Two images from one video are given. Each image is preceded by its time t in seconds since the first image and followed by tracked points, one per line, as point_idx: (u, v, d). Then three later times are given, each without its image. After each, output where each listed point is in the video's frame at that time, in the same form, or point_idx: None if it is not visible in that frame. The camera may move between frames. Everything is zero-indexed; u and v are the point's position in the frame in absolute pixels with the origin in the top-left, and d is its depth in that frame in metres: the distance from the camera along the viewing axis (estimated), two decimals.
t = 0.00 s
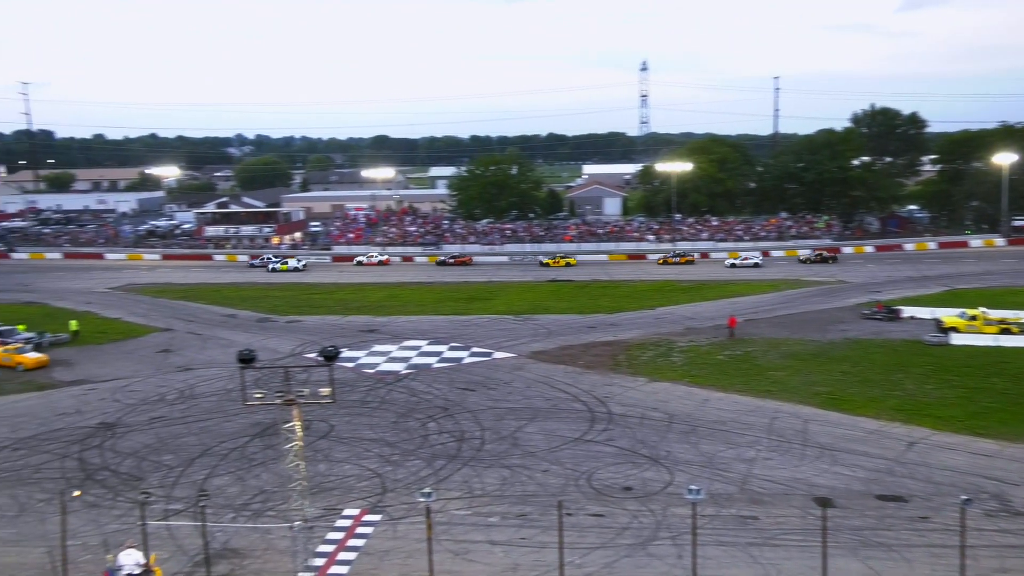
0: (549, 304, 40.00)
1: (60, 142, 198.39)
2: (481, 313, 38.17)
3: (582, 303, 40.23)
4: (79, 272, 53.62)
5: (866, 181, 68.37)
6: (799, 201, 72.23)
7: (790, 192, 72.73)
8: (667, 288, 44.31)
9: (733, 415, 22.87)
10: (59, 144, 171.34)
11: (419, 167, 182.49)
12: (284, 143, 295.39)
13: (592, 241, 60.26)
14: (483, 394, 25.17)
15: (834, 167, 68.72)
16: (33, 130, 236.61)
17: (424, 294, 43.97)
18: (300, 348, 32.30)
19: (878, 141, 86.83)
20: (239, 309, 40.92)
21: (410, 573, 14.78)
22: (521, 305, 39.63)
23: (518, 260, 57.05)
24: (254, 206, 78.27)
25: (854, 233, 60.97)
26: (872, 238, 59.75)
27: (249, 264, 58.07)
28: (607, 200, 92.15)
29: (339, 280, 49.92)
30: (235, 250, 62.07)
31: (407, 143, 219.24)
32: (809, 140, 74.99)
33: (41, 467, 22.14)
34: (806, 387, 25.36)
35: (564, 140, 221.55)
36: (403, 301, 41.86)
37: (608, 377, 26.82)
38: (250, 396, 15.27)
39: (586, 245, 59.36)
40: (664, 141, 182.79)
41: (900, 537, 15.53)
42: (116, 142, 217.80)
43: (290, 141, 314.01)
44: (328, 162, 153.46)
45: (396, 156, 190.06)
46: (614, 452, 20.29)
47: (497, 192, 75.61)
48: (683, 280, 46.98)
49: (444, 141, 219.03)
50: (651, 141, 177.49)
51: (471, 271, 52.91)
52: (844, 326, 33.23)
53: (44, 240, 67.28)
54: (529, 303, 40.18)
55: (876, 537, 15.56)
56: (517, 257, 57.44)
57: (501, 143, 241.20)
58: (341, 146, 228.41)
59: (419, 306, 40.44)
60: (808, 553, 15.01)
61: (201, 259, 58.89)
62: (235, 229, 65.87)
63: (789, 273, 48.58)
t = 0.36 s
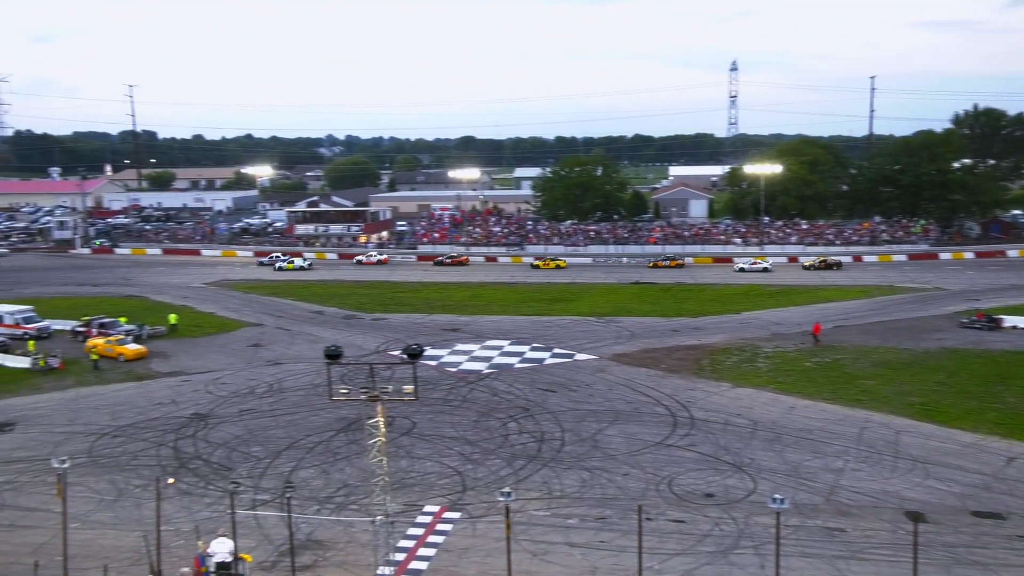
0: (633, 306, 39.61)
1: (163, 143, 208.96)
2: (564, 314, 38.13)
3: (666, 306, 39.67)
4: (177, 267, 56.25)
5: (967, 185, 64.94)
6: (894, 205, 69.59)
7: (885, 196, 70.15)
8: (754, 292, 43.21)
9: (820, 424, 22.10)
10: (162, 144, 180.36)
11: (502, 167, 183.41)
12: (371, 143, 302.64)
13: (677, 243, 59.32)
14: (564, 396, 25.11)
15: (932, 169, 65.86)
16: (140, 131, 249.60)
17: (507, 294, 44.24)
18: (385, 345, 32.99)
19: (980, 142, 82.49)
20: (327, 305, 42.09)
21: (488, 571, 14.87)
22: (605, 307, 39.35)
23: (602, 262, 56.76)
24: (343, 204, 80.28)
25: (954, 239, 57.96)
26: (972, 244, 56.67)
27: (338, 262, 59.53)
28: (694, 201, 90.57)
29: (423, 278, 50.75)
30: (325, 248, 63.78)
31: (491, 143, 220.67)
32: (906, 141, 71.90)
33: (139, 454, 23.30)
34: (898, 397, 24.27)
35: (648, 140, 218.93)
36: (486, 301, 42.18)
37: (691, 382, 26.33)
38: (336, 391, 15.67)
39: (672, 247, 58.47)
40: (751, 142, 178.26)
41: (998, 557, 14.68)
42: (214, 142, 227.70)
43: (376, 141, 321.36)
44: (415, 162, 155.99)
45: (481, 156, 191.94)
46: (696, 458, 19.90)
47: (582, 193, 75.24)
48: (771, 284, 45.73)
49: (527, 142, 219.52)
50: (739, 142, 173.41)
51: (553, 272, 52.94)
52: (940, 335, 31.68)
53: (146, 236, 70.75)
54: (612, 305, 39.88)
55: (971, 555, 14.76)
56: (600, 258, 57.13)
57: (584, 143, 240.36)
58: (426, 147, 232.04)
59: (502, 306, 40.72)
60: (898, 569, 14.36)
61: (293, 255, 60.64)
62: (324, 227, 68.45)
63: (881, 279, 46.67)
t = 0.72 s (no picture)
0: (701, 309, 39.06)
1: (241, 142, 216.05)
2: (632, 316, 37.85)
3: (735, 309, 38.96)
4: (251, 263, 58.07)
5: None
6: (977, 210, 67.94)
7: (968, 200, 68.63)
8: (827, 297, 42.06)
9: (894, 434, 21.38)
10: (240, 144, 186.40)
11: (570, 168, 182.76)
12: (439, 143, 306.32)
13: (747, 246, 58.17)
14: (630, 398, 24.94)
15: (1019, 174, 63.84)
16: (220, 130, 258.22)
17: (574, 295, 44.20)
18: (451, 344, 33.37)
19: None
20: (395, 303, 42.80)
21: (550, 572, 14.89)
22: (673, 310, 38.90)
23: (670, 264, 56.09)
24: (412, 203, 81.39)
25: None
26: None
27: (406, 260, 60.31)
28: (765, 203, 88.80)
29: (489, 278, 51.12)
30: (394, 247, 64.68)
31: (559, 144, 220.54)
32: (990, 142, 69.50)
33: (213, 445, 24.14)
34: (978, 408, 23.28)
35: (718, 142, 215.20)
36: (553, 301, 42.18)
37: (760, 387, 25.80)
38: (404, 388, 15.98)
39: (742, 250, 57.35)
40: (826, 144, 173.39)
41: None
42: (289, 142, 233.80)
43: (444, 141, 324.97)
44: (484, 162, 156.78)
45: (550, 156, 192.05)
46: (763, 464, 19.50)
47: (650, 194, 74.58)
48: (844, 289, 44.42)
49: (595, 142, 218.23)
50: (814, 143, 168.80)
51: (620, 273, 52.66)
52: None
53: (223, 233, 73.21)
54: (680, 308, 39.40)
55: None
56: (669, 260, 56.52)
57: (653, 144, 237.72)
58: (494, 147, 233.10)
59: (568, 306, 40.71)
60: None
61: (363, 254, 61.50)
62: (394, 226, 68.98)
63: (962, 286, 44.83)
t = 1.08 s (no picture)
0: (766, 312, 38.32)
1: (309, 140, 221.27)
2: (695, 317, 37.38)
3: (801, 312, 38.09)
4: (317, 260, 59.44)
5: None
6: None
7: None
8: (897, 301, 40.74)
9: (966, 444, 20.60)
10: (308, 142, 190.88)
11: (633, 167, 181.06)
12: (502, 142, 307.66)
13: (814, 248, 56.74)
14: (691, 401, 24.65)
15: None
16: (289, 129, 264.42)
17: (636, 295, 43.88)
18: (512, 343, 33.56)
19: None
20: (456, 301, 43.22)
21: (607, 573, 14.87)
22: (737, 312, 38.24)
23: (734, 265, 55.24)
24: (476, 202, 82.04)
25: None
26: None
27: (468, 259, 60.61)
28: (834, 205, 86.42)
29: (550, 277, 51.13)
30: (457, 245, 65.21)
31: (622, 144, 218.89)
32: None
33: (277, 437, 24.84)
34: None
35: (786, 142, 210.33)
36: (614, 302, 41.93)
37: (825, 393, 25.18)
38: (463, 386, 16.17)
39: (809, 253, 55.97)
40: (900, 145, 167.67)
41: None
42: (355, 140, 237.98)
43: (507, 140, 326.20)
44: (547, 161, 156.59)
45: (613, 156, 190.79)
46: (827, 471, 19.07)
47: (715, 194, 73.48)
48: (916, 294, 42.96)
49: (659, 142, 215.68)
50: (887, 144, 163.34)
51: (683, 274, 52.07)
52: None
53: (290, 229, 75.12)
54: (744, 310, 38.71)
55: None
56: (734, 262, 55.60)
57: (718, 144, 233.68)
58: (557, 147, 232.56)
59: (630, 307, 40.44)
60: None
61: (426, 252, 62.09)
62: (457, 225, 69.52)
63: None
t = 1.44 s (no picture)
0: (827, 317, 37.41)
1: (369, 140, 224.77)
2: (754, 321, 36.77)
3: (864, 318, 37.05)
4: (376, 258, 60.49)
5: None
6: None
7: None
8: (967, 308, 39.24)
9: None
10: (369, 143, 194.03)
11: (692, 168, 178.61)
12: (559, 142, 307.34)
13: (879, 252, 55.12)
14: (749, 405, 24.27)
15: None
16: (350, 129, 269.25)
17: (694, 297, 43.36)
18: (568, 343, 33.58)
19: None
20: (512, 301, 43.43)
21: None
22: (797, 316, 37.46)
23: (796, 269, 54.19)
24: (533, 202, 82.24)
25: None
26: None
27: (525, 258, 60.88)
28: (899, 208, 83.30)
29: (607, 278, 50.92)
30: (513, 245, 65.45)
31: (681, 145, 216.11)
32: None
33: (336, 432, 25.41)
34: None
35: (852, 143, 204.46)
36: (671, 304, 41.50)
37: (888, 400, 24.47)
38: (519, 386, 16.31)
39: (873, 256, 54.40)
40: (973, 146, 161.25)
41: None
42: (414, 139, 240.79)
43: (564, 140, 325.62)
44: (605, 161, 155.62)
45: (672, 157, 188.48)
46: (889, 480, 18.54)
47: (777, 196, 72.06)
48: (987, 300, 41.32)
49: (719, 143, 212.25)
50: (959, 146, 157.19)
51: (742, 277, 51.22)
52: None
53: (350, 228, 76.62)
54: (804, 314, 37.88)
55: None
56: (794, 265, 54.46)
57: (781, 145, 228.57)
58: (615, 147, 230.94)
59: (688, 309, 39.99)
60: None
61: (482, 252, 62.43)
62: (514, 225, 69.80)
63: None
